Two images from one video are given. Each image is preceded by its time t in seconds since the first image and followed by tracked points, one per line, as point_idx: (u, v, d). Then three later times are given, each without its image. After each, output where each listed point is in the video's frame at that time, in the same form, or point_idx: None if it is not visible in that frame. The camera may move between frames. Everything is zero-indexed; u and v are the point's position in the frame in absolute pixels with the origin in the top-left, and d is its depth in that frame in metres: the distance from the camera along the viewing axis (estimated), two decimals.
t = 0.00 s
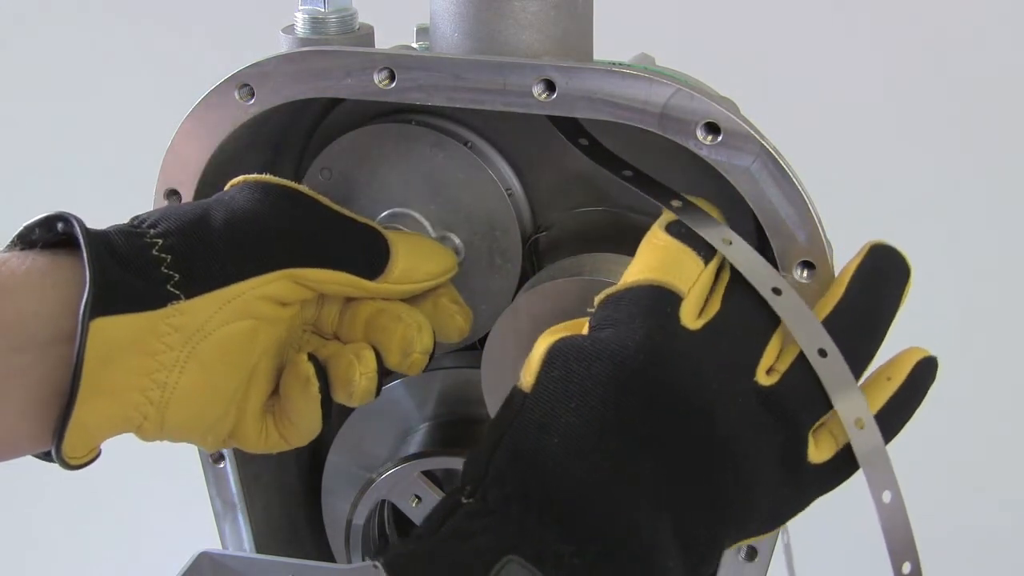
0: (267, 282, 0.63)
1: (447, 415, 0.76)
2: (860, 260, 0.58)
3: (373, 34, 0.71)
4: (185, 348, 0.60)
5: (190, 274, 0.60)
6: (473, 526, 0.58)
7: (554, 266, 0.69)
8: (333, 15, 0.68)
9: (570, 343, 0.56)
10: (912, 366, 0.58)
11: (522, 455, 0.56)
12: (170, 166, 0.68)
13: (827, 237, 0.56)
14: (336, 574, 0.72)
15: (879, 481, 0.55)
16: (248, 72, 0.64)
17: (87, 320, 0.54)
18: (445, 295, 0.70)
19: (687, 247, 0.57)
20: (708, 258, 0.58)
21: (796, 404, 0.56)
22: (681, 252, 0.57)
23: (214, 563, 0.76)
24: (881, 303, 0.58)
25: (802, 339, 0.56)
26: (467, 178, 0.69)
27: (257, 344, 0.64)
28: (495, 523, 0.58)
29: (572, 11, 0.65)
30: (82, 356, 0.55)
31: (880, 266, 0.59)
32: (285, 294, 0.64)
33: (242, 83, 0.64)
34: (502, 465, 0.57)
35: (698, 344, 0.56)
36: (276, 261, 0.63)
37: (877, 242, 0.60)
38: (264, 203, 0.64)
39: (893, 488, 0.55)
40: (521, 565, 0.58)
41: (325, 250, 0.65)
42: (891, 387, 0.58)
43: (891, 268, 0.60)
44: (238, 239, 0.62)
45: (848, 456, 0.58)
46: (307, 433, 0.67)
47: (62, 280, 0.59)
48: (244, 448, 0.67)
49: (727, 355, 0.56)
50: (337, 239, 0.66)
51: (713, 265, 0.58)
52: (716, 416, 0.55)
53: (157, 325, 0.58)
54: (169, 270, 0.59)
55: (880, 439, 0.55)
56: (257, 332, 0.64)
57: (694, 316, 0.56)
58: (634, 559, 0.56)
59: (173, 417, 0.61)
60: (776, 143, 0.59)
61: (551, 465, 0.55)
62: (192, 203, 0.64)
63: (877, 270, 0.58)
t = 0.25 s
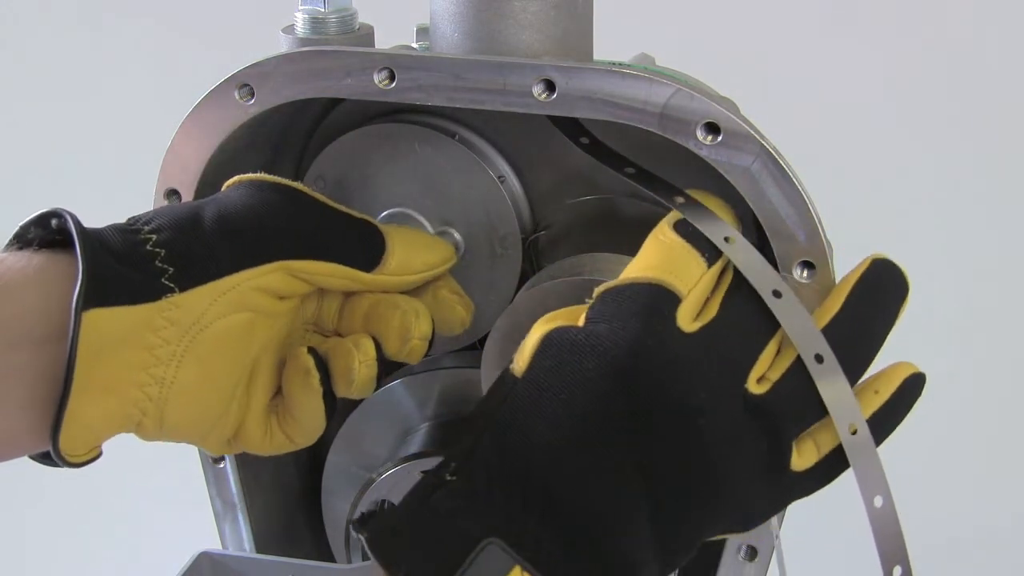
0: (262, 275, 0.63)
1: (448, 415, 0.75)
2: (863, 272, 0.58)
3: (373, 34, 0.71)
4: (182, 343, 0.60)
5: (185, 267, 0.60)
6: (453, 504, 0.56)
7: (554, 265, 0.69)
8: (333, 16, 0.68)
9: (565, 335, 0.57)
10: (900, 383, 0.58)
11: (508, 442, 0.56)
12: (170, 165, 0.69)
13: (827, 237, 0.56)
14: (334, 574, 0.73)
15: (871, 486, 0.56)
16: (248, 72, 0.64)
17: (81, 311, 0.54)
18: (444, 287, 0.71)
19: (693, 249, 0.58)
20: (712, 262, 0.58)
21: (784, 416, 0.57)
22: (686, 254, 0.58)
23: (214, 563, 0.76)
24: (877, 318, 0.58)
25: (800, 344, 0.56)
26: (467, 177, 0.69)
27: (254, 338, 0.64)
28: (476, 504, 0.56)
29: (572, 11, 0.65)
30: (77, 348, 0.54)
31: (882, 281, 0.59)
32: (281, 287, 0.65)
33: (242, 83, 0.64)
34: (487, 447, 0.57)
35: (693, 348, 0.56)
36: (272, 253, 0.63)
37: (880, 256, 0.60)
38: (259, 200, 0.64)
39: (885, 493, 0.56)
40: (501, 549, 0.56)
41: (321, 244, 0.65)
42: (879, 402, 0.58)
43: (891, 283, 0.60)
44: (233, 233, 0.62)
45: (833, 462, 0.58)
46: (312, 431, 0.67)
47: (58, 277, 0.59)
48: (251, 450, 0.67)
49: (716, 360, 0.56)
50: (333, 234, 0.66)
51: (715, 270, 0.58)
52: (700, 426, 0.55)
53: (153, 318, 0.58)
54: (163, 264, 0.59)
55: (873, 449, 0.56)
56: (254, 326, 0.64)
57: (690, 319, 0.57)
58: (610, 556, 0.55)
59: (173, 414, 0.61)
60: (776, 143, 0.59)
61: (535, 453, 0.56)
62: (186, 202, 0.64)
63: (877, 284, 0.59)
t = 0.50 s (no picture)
0: (258, 274, 0.63)
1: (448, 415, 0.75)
2: (863, 294, 0.59)
3: (373, 34, 0.71)
4: (180, 346, 0.60)
5: (182, 270, 0.60)
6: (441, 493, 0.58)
7: (554, 265, 0.69)
8: (333, 15, 0.68)
9: (562, 337, 0.57)
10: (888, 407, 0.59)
11: (500, 440, 0.58)
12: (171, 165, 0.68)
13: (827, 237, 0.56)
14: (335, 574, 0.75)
15: (862, 495, 0.56)
16: (248, 72, 0.64)
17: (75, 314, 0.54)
18: (444, 283, 0.71)
19: (699, 261, 0.58)
20: (716, 274, 0.58)
21: (773, 431, 0.57)
22: (690, 265, 0.58)
23: (214, 563, 0.79)
24: (874, 342, 0.59)
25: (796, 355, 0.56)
26: (467, 178, 0.69)
27: (253, 339, 0.64)
28: (462, 494, 0.58)
29: (572, 11, 0.65)
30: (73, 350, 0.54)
31: (880, 306, 0.60)
32: (278, 287, 0.65)
33: (242, 83, 0.64)
34: (478, 443, 0.58)
35: (691, 362, 0.56)
36: (269, 254, 0.63)
37: (879, 281, 0.60)
38: (256, 202, 0.64)
39: (876, 501, 0.56)
40: (483, 544, 0.57)
41: (318, 244, 0.65)
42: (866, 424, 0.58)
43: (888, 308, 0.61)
44: (229, 234, 0.62)
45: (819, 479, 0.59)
46: (317, 431, 0.67)
47: (56, 283, 0.58)
48: (256, 453, 0.67)
49: (711, 368, 0.56)
50: (331, 233, 0.66)
51: (718, 283, 0.58)
52: (688, 438, 0.56)
53: (150, 321, 0.58)
54: (159, 267, 0.59)
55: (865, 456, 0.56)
56: (252, 327, 0.64)
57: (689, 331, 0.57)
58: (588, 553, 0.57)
59: (173, 417, 0.61)
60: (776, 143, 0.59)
61: (524, 451, 0.57)
62: (181, 206, 0.64)
63: (875, 309, 0.59)
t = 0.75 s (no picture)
0: (257, 278, 0.63)
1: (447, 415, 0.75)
2: (863, 298, 0.59)
3: (373, 34, 0.71)
4: (179, 351, 0.60)
5: (181, 274, 0.60)
6: (432, 480, 0.57)
7: (554, 265, 0.70)
8: (333, 16, 0.68)
9: (561, 332, 0.57)
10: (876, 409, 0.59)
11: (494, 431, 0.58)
12: (172, 164, 0.68)
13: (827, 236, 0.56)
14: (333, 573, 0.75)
15: (854, 491, 0.56)
16: (248, 72, 0.64)
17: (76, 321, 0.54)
18: (444, 283, 0.71)
19: (697, 255, 0.59)
20: (714, 270, 0.59)
21: (759, 433, 0.57)
22: (692, 260, 0.58)
23: (215, 563, 0.79)
24: (872, 347, 0.59)
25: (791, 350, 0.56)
26: (466, 178, 0.69)
27: (252, 343, 0.64)
28: (454, 485, 0.57)
29: (572, 11, 0.65)
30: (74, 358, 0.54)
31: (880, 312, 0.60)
32: (277, 290, 0.64)
33: (242, 83, 0.64)
34: (472, 432, 0.59)
35: (688, 360, 0.57)
36: (268, 257, 0.63)
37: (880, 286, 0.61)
38: (254, 205, 0.64)
39: (868, 497, 0.56)
40: (474, 536, 0.56)
41: (317, 247, 0.65)
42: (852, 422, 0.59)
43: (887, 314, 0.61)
44: (229, 238, 0.62)
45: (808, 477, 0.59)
46: (318, 434, 0.67)
47: (55, 289, 0.58)
48: (257, 455, 0.67)
49: (709, 369, 0.57)
50: (330, 235, 0.66)
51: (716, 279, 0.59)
52: (687, 439, 0.56)
53: (150, 326, 0.58)
54: (159, 272, 0.59)
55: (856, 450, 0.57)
56: (252, 331, 0.64)
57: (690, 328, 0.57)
58: (580, 547, 0.55)
59: (173, 420, 0.61)
60: (776, 142, 0.59)
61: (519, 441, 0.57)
62: (179, 210, 0.63)
63: (874, 313, 0.60)
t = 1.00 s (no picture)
0: (258, 280, 0.63)
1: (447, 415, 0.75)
2: (864, 295, 0.59)
3: (373, 34, 0.71)
4: (180, 352, 0.60)
5: (181, 276, 0.60)
6: (434, 489, 0.57)
7: (554, 265, 0.70)
8: (333, 16, 0.68)
9: (564, 334, 0.58)
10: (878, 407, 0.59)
11: (495, 438, 0.58)
12: (172, 164, 0.69)
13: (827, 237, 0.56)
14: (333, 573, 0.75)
15: (846, 488, 0.57)
16: (248, 72, 0.64)
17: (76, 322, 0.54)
18: (444, 286, 0.71)
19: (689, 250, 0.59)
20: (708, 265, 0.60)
21: (759, 432, 0.58)
22: (688, 258, 0.59)
23: (215, 563, 0.79)
24: (870, 347, 0.59)
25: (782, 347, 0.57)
26: (466, 177, 0.69)
27: (253, 345, 0.64)
28: (457, 495, 0.57)
29: (572, 11, 0.65)
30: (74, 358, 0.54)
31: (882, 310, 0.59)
32: (278, 292, 0.64)
33: (242, 83, 0.64)
34: (473, 440, 0.59)
35: (688, 358, 0.57)
36: (269, 259, 0.63)
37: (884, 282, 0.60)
38: (255, 206, 0.64)
39: (860, 494, 0.57)
40: (482, 544, 0.55)
41: (319, 249, 0.65)
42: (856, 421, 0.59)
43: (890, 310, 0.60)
44: (230, 240, 0.62)
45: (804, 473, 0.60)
46: (315, 434, 0.67)
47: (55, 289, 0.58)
48: (254, 454, 0.67)
49: (711, 367, 0.58)
50: (333, 237, 0.66)
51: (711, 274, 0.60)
52: (689, 438, 0.57)
53: (150, 327, 0.58)
54: (160, 273, 0.59)
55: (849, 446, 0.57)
56: (253, 334, 0.64)
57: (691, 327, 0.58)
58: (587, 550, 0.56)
59: (172, 421, 0.61)
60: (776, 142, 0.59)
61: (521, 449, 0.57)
62: (182, 209, 0.64)
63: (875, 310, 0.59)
